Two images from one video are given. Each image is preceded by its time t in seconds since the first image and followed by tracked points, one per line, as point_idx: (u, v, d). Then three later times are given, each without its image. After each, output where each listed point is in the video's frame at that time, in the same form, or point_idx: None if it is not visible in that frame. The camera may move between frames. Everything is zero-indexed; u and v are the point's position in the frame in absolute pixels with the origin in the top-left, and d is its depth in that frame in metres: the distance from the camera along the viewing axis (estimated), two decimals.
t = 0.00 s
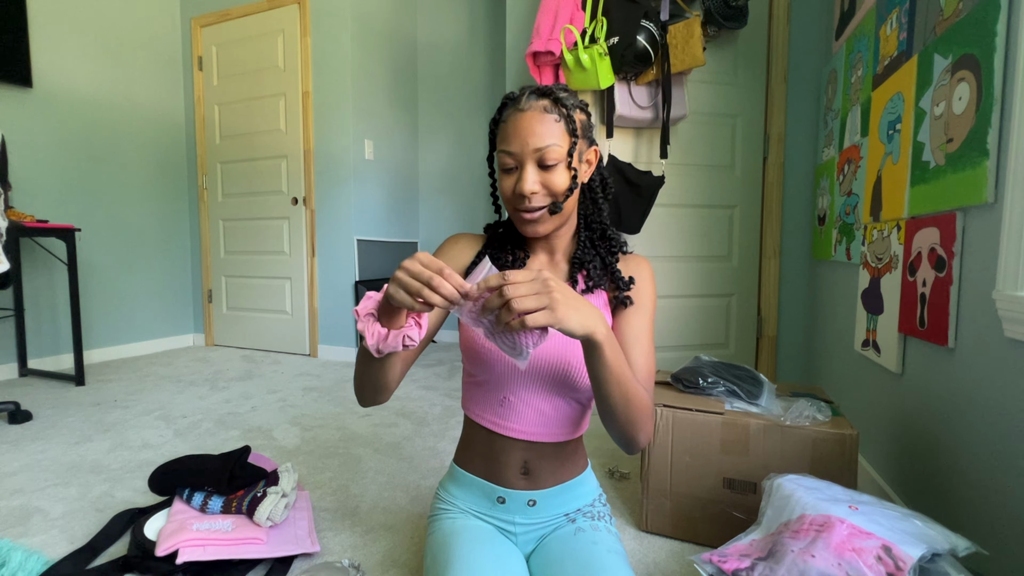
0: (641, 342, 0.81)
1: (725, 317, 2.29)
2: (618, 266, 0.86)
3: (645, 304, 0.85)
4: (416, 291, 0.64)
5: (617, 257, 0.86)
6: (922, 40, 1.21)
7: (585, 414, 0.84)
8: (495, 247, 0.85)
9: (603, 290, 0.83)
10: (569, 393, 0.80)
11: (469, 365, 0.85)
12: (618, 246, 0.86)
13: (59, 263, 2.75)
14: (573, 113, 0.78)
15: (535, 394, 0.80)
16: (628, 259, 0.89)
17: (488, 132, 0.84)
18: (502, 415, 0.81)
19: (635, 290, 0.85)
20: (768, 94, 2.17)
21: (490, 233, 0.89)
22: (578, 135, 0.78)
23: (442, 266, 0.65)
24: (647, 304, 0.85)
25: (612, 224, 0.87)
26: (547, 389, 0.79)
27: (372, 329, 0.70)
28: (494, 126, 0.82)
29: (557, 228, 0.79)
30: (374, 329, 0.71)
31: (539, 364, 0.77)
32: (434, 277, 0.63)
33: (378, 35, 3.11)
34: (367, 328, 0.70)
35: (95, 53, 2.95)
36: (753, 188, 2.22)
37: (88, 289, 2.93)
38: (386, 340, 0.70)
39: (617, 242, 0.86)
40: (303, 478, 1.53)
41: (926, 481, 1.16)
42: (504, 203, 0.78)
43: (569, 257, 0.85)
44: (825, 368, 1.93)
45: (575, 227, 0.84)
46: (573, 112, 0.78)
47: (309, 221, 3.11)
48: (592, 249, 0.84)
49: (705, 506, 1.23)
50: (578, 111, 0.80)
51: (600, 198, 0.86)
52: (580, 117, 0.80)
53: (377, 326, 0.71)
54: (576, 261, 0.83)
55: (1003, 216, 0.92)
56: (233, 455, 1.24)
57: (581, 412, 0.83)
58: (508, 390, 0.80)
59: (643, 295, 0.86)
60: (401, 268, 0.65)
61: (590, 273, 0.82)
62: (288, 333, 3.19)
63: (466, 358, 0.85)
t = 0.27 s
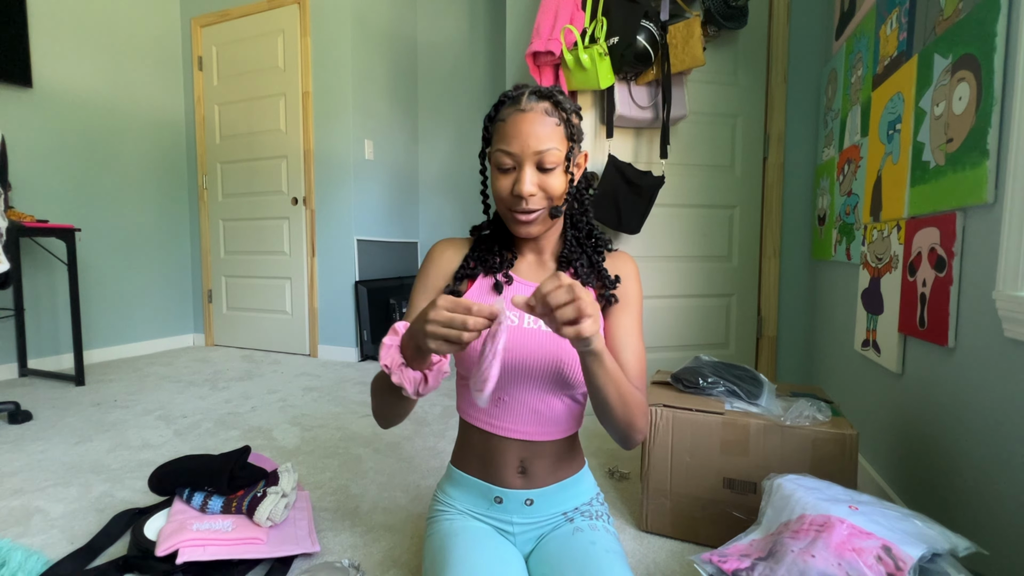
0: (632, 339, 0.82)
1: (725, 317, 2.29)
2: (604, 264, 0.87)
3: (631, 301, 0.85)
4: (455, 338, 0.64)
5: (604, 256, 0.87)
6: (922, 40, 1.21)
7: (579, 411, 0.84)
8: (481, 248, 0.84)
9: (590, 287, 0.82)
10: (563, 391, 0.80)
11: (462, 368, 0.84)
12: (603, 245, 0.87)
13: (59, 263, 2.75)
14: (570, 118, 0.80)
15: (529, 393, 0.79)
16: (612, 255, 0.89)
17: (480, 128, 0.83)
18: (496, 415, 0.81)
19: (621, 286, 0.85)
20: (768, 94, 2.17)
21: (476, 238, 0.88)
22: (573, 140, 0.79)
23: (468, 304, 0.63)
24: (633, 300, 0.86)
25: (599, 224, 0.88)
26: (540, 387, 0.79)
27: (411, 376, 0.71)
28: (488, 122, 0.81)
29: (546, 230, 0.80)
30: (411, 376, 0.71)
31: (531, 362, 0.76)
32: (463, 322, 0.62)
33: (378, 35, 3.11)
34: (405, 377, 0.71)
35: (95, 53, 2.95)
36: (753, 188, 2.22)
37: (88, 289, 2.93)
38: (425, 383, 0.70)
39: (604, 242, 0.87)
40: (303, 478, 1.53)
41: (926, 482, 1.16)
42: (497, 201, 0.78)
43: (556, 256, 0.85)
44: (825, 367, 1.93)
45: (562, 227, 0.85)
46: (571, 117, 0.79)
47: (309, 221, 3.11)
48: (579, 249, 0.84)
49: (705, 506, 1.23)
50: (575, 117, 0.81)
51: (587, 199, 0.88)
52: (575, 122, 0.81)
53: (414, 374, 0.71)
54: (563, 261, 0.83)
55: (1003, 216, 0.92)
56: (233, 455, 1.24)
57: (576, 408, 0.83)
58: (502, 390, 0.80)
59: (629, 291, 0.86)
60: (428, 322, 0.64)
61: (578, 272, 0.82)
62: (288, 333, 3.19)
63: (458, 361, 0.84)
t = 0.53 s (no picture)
0: (624, 338, 0.86)
1: (725, 317, 2.29)
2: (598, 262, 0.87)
3: (624, 299, 0.88)
4: (483, 377, 0.64)
5: (596, 253, 0.88)
6: (921, 40, 1.21)
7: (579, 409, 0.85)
8: (477, 251, 0.83)
9: (584, 285, 0.83)
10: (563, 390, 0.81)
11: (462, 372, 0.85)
12: (595, 242, 0.87)
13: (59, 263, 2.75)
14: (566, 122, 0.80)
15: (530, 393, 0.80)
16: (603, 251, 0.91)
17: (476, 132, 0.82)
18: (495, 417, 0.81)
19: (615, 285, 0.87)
20: (768, 94, 2.17)
21: (469, 238, 0.87)
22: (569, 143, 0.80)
23: (495, 344, 0.63)
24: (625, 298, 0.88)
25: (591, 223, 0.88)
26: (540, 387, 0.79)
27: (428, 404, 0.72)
28: (484, 126, 0.80)
29: (544, 233, 0.81)
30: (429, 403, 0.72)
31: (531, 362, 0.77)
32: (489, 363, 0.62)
33: (379, 35, 3.11)
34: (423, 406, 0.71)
35: (95, 53, 2.95)
36: (753, 188, 2.22)
37: (88, 289, 2.93)
38: (445, 409, 0.72)
39: (597, 240, 0.87)
40: (303, 478, 1.53)
41: (926, 481, 1.17)
42: (498, 206, 0.77)
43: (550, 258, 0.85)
44: (825, 367, 1.93)
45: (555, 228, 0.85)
46: (567, 121, 0.80)
47: (309, 221, 3.11)
48: (573, 249, 0.85)
49: (705, 505, 1.23)
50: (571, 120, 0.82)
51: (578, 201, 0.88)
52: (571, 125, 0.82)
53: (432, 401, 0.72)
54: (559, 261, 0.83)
55: (1003, 216, 0.92)
56: (233, 455, 1.24)
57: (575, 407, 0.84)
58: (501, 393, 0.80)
59: (621, 289, 0.88)
60: (456, 360, 0.64)
61: (573, 270, 0.82)
62: (288, 333, 3.19)
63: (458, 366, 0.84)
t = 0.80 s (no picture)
0: (625, 335, 0.86)
1: (725, 317, 2.29)
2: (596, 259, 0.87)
3: (624, 295, 0.88)
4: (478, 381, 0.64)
5: (594, 249, 0.88)
6: (922, 40, 1.21)
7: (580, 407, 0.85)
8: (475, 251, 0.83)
9: (583, 283, 0.83)
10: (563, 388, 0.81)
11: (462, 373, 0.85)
12: (592, 238, 0.87)
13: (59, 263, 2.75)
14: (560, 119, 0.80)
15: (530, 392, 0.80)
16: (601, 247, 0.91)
17: (471, 134, 0.82)
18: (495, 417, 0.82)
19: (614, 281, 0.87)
20: (768, 94, 2.17)
21: (466, 240, 0.87)
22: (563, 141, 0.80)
23: (502, 354, 0.64)
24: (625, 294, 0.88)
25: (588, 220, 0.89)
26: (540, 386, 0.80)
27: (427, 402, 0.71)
28: (479, 129, 0.80)
29: (544, 232, 0.81)
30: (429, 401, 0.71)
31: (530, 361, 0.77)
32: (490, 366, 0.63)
33: (379, 35, 3.11)
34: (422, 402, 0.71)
35: (95, 52, 2.95)
36: (752, 188, 2.23)
37: (88, 289, 2.93)
38: (439, 408, 0.71)
39: (595, 236, 0.87)
40: (303, 478, 1.53)
41: (926, 482, 1.17)
42: (497, 207, 0.77)
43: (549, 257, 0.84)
44: (825, 367, 1.93)
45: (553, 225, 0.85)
46: (561, 119, 0.80)
47: (309, 221, 3.11)
48: (571, 246, 0.85)
49: (705, 506, 1.23)
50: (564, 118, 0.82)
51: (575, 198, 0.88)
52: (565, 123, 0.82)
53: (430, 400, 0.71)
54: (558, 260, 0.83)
55: (1003, 216, 0.92)
56: (233, 455, 1.24)
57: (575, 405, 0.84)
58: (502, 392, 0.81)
59: (621, 285, 0.88)
60: (458, 356, 0.65)
61: (572, 268, 0.82)
62: (288, 333, 3.19)
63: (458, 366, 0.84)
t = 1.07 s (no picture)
0: (622, 333, 0.87)
1: (725, 317, 2.29)
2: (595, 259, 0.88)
3: (621, 293, 0.88)
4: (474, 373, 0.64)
5: (593, 249, 0.88)
6: (922, 40, 1.21)
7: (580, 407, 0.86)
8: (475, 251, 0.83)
9: (581, 283, 0.83)
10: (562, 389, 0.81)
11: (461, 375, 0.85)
12: (592, 238, 0.88)
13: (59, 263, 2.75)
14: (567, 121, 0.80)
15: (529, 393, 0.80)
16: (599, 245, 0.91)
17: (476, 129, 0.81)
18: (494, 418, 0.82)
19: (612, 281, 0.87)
20: (768, 94, 2.17)
21: (466, 240, 0.87)
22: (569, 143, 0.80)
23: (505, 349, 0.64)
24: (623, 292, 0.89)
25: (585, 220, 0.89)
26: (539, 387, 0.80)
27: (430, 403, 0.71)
28: (484, 123, 0.80)
29: (543, 233, 0.81)
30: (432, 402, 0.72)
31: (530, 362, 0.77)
32: (488, 358, 0.63)
33: (379, 35, 3.11)
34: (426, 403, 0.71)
35: (95, 52, 2.94)
36: (753, 188, 2.23)
37: (88, 289, 2.93)
38: (442, 411, 0.71)
39: (594, 237, 0.88)
40: (303, 478, 1.53)
41: (926, 482, 1.17)
42: (498, 205, 0.77)
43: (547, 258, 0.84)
44: (825, 367, 1.93)
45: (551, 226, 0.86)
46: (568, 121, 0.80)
47: (309, 222, 3.11)
48: (571, 247, 0.85)
49: (705, 506, 1.23)
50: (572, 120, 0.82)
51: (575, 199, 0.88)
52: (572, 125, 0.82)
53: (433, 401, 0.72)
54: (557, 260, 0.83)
55: (1003, 215, 0.92)
56: (233, 455, 1.24)
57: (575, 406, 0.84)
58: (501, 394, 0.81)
59: (619, 285, 0.88)
60: (461, 350, 0.65)
61: (572, 268, 0.82)
62: (288, 333, 3.19)
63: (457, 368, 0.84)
